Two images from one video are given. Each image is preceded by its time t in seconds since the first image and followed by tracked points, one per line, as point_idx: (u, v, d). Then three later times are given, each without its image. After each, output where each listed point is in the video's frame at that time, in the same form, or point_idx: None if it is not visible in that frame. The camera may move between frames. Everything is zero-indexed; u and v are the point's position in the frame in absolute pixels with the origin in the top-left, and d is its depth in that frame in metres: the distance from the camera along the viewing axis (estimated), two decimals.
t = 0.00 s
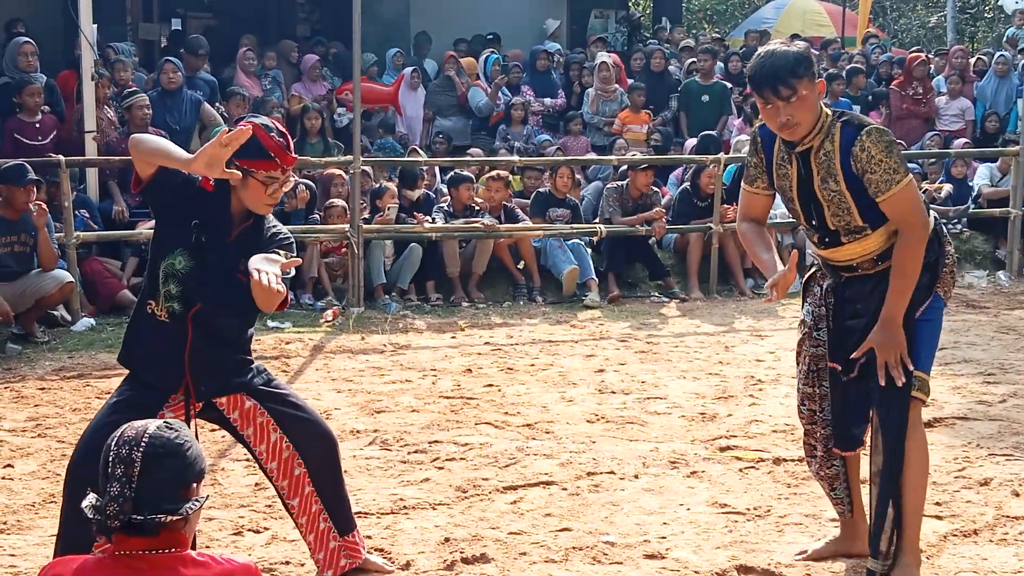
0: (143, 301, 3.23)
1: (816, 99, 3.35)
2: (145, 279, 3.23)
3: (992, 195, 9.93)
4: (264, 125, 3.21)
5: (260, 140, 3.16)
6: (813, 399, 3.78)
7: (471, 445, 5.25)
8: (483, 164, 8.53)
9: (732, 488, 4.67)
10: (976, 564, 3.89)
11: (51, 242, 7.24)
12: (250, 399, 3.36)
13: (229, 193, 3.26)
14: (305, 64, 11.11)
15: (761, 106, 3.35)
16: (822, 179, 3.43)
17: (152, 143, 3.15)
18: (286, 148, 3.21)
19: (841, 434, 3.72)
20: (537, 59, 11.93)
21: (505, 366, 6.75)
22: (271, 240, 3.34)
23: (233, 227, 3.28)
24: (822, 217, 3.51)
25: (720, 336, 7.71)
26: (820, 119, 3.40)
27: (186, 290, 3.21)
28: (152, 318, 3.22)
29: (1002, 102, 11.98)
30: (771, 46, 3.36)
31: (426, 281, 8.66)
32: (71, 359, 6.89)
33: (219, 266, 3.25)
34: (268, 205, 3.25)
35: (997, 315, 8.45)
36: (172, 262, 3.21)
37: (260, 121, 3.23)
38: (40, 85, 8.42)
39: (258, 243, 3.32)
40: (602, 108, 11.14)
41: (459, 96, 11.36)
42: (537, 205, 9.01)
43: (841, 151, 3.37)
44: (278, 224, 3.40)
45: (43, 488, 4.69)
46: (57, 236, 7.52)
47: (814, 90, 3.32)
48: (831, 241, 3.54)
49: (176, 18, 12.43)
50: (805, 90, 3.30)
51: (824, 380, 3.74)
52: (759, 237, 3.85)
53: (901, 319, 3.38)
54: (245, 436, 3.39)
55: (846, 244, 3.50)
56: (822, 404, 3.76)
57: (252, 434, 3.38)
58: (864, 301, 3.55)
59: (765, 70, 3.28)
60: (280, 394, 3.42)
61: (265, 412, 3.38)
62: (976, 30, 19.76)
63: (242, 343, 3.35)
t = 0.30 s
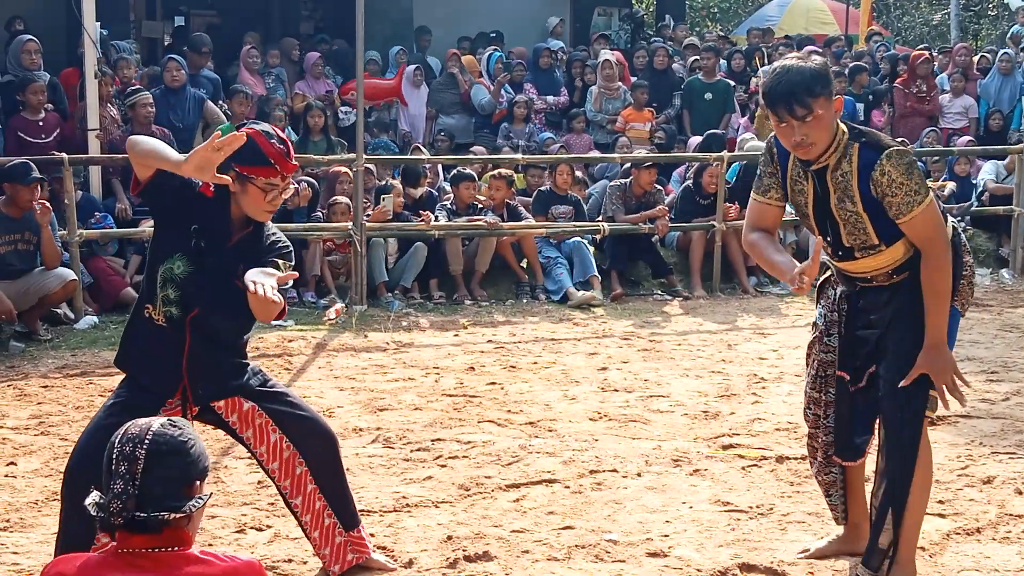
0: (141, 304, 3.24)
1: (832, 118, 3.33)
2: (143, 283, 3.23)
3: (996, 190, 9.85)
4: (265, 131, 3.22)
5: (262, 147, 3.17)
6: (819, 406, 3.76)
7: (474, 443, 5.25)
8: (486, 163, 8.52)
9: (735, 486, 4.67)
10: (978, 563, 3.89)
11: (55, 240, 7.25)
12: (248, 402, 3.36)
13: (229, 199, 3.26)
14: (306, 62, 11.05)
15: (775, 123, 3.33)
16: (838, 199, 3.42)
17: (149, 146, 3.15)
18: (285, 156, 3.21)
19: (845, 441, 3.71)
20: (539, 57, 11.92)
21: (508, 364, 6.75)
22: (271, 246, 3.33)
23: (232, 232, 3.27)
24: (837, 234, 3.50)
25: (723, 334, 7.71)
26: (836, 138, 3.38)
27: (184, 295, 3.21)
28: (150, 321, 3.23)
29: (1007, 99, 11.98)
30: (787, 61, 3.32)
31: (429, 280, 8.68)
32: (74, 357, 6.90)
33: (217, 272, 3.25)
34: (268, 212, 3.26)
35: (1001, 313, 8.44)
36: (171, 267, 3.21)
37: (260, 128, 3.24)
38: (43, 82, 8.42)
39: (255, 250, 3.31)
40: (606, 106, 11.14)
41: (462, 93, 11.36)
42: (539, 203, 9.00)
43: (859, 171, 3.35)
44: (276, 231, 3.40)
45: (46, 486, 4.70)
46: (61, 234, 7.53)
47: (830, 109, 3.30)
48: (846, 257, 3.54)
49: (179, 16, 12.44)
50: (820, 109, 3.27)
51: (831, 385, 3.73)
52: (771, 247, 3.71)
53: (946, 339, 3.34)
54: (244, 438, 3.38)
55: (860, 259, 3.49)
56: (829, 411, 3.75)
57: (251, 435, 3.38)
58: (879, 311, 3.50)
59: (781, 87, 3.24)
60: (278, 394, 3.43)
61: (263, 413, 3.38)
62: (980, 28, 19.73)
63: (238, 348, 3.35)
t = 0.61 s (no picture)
0: (135, 296, 3.26)
1: (858, 146, 3.17)
2: (137, 274, 3.25)
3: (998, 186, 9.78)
4: (260, 122, 3.19)
5: (258, 139, 3.16)
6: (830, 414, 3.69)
7: (474, 440, 5.24)
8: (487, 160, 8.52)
9: (735, 483, 4.67)
10: (979, 560, 3.89)
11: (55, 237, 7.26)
12: (236, 399, 3.33)
13: (223, 190, 3.24)
14: (305, 58, 11.04)
15: (799, 148, 3.17)
16: (857, 230, 3.28)
17: (146, 140, 3.17)
18: (280, 148, 3.21)
19: (864, 453, 3.62)
20: (539, 54, 11.91)
21: (508, 361, 6.75)
22: (266, 239, 3.31)
23: (226, 224, 3.26)
24: (855, 260, 3.38)
25: (723, 330, 7.71)
26: (861, 165, 3.22)
27: (177, 288, 3.22)
28: (142, 313, 3.24)
29: (1007, 96, 11.96)
30: (816, 85, 3.15)
31: (429, 277, 8.68)
32: (73, 354, 6.89)
33: (210, 264, 3.26)
34: (262, 204, 3.23)
35: (1002, 309, 8.43)
36: (165, 259, 3.22)
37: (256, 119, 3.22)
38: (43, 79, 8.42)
39: (249, 242, 3.29)
40: (606, 103, 11.15)
41: (462, 90, 11.35)
42: (539, 200, 9.01)
43: (883, 205, 3.20)
44: (271, 223, 3.37)
45: (45, 482, 4.70)
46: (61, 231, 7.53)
47: (857, 137, 3.14)
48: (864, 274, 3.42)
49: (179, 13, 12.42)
50: (847, 137, 3.11)
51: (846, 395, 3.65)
52: (796, 271, 3.48)
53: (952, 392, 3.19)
54: (231, 435, 3.34)
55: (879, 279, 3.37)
56: (840, 421, 3.67)
57: (238, 432, 3.34)
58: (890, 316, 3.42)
59: (807, 113, 3.08)
60: (269, 393, 3.38)
61: (252, 411, 3.34)
62: (980, 24, 19.72)
63: (231, 343, 3.32)
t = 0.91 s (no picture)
0: (134, 306, 3.23)
1: (871, 145, 3.07)
2: (136, 285, 3.22)
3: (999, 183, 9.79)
4: (258, 128, 3.21)
5: (255, 145, 3.16)
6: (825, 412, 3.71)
7: (472, 437, 5.25)
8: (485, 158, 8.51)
9: (733, 481, 4.67)
10: (977, 557, 3.90)
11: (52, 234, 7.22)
12: (241, 399, 3.32)
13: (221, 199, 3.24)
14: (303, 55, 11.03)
15: (811, 145, 3.06)
16: (865, 231, 3.19)
17: (147, 159, 3.13)
18: (278, 152, 3.20)
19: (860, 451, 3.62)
20: (538, 51, 11.90)
21: (507, 358, 6.75)
22: (267, 247, 3.32)
23: (225, 231, 3.26)
24: (863, 260, 3.29)
25: (722, 328, 7.71)
26: (872, 166, 3.13)
27: (177, 297, 3.20)
28: (142, 323, 3.22)
29: (1006, 94, 11.94)
30: (829, 82, 3.05)
31: (428, 275, 8.68)
32: (72, 351, 6.89)
33: (212, 272, 3.24)
34: (262, 209, 3.24)
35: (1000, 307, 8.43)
36: (164, 268, 3.20)
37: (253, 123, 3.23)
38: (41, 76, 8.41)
39: (252, 248, 3.29)
40: (605, 100, 11.15)
41: (461, 87, 11.34)
42: (539, 198, 9.01)
43: (893, 208, 3.11)
44: (272, 230, 3.37)
45: (44, 480, 4.69)
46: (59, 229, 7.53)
47: (870, 136, 3.04)
48: (871, 276, 3.35)
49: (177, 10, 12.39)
50: (861, 135, 3.01)
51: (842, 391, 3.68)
52: (798, 270, 3.52)
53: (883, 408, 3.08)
54: (237, 435, 3.33)
55: (885, 280, 3.32)
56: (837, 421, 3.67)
57: (245, 433, 3.33)
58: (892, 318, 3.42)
59: (819, 109, 2.97)
60: (270, 390, 3.37)
61: (256, 410, 3.33)
62: (979, 22, 19.71)
63: (233, 347, 3.33)
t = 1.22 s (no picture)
0: (142, 314, 3.19)
1: (858, 113, 3.08)
2: (144, 293, 3.19)
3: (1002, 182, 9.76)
4: (266, 134, 3.21)
5: (264, 151, 3.17)
6: (802, 409, 3.47)
7: (475, 435, 5.24)
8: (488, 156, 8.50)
9: (736, 480, 4.66)
10: (980, 556, 3.89)
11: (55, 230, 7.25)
12: (251, 402, 3.27)
13: (230, 207, 3.21)
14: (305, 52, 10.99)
15: (795, 109, 3.08)
16: (847, 206, 3.18)
17: (160, 173, 3.13)
18: (287, 160, 3.21)
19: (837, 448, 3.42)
20: (541, 49, 11.88)
21: (509, 356, 6.74)
22: (277, 254, 3.29)
23: (234, 236, 3.23)
24: (846, 240, 3.26)
25: (725, 326, 7.70)
26: (858, 136, 3.13)
27: (187, 305, 3.16)
28: (152, 331, 3.19)
29: (1009, 95, 11.81)
30: (820, 49, 3.07)
31: (431, 273, 8.68)
32: (75, 348, 6.89)
33: (221, 280, 3.20)
34: (271, 216, 3.21)
35: (1003, 306, 8.41)
36: (172, 277, 3.16)
37: (261, 130, 3.23)
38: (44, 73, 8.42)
39: (262, 255, 3.26)
40: (607, 98, 11.13)
41: (464, 85, 11.32)
42: (541, 197, 9.01)
43: (876, 180, 3.11)
44: (280, 236, 3.35)
45: (46, 477, 4.69)
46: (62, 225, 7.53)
47: (856, 102, 3.05)
48: (857, 266, 3.31)
49: (180, 7, 12.39)
50: (847, 99, 3.02)
51: (821, 387, 3.43)
52: (782, 250, 3.56)
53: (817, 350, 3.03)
54: (248, 438, 3.30)
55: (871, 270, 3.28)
56: (812, 416, 3.46)
57: (257, 436, 3.29)
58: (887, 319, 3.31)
59: (807, 72, 2.99)
60: (281, 390, 3.34)
61: (267, 412, 3.28)
62: (982, 22, 19.68)
63: (240, 353, 3.27)
